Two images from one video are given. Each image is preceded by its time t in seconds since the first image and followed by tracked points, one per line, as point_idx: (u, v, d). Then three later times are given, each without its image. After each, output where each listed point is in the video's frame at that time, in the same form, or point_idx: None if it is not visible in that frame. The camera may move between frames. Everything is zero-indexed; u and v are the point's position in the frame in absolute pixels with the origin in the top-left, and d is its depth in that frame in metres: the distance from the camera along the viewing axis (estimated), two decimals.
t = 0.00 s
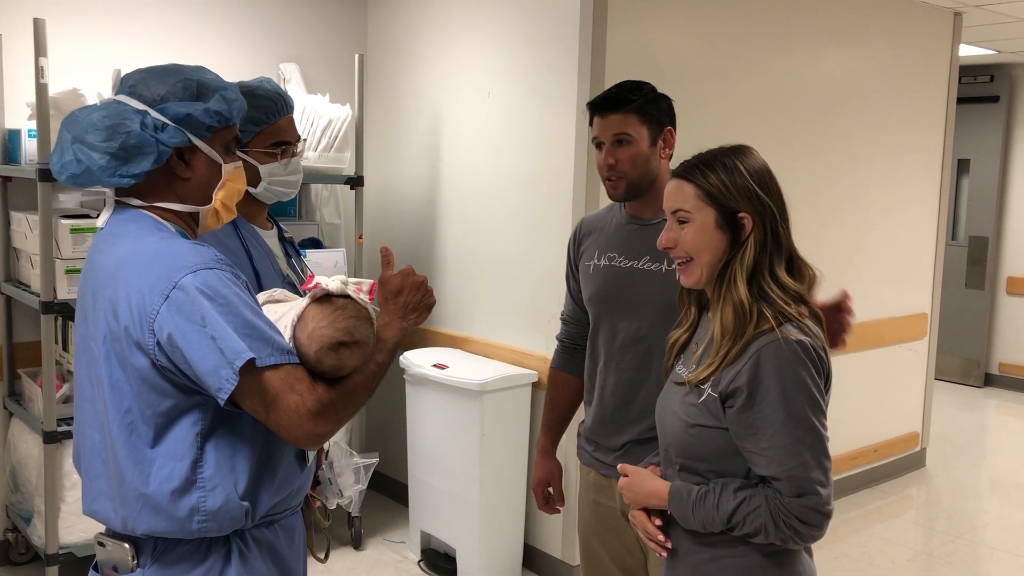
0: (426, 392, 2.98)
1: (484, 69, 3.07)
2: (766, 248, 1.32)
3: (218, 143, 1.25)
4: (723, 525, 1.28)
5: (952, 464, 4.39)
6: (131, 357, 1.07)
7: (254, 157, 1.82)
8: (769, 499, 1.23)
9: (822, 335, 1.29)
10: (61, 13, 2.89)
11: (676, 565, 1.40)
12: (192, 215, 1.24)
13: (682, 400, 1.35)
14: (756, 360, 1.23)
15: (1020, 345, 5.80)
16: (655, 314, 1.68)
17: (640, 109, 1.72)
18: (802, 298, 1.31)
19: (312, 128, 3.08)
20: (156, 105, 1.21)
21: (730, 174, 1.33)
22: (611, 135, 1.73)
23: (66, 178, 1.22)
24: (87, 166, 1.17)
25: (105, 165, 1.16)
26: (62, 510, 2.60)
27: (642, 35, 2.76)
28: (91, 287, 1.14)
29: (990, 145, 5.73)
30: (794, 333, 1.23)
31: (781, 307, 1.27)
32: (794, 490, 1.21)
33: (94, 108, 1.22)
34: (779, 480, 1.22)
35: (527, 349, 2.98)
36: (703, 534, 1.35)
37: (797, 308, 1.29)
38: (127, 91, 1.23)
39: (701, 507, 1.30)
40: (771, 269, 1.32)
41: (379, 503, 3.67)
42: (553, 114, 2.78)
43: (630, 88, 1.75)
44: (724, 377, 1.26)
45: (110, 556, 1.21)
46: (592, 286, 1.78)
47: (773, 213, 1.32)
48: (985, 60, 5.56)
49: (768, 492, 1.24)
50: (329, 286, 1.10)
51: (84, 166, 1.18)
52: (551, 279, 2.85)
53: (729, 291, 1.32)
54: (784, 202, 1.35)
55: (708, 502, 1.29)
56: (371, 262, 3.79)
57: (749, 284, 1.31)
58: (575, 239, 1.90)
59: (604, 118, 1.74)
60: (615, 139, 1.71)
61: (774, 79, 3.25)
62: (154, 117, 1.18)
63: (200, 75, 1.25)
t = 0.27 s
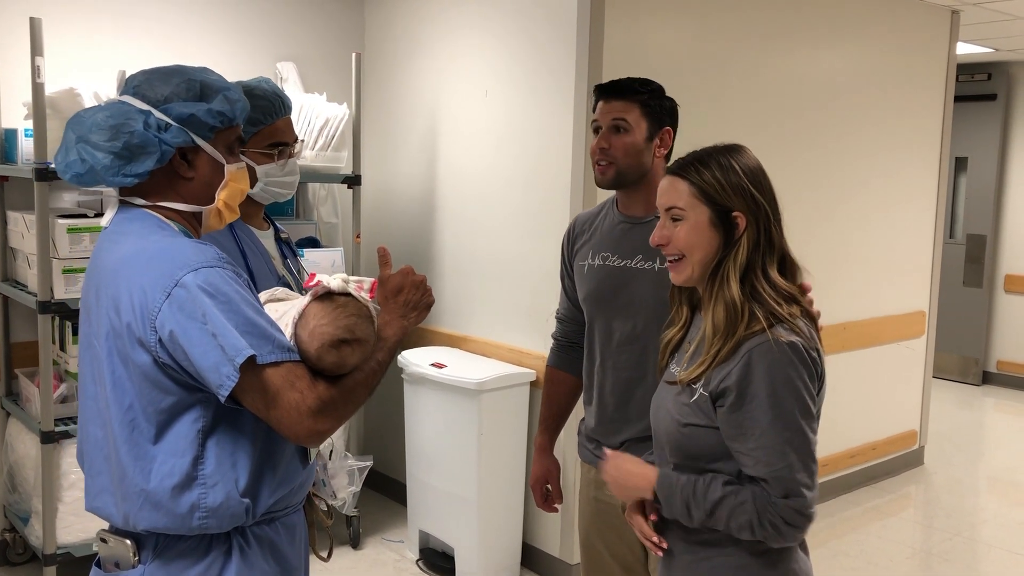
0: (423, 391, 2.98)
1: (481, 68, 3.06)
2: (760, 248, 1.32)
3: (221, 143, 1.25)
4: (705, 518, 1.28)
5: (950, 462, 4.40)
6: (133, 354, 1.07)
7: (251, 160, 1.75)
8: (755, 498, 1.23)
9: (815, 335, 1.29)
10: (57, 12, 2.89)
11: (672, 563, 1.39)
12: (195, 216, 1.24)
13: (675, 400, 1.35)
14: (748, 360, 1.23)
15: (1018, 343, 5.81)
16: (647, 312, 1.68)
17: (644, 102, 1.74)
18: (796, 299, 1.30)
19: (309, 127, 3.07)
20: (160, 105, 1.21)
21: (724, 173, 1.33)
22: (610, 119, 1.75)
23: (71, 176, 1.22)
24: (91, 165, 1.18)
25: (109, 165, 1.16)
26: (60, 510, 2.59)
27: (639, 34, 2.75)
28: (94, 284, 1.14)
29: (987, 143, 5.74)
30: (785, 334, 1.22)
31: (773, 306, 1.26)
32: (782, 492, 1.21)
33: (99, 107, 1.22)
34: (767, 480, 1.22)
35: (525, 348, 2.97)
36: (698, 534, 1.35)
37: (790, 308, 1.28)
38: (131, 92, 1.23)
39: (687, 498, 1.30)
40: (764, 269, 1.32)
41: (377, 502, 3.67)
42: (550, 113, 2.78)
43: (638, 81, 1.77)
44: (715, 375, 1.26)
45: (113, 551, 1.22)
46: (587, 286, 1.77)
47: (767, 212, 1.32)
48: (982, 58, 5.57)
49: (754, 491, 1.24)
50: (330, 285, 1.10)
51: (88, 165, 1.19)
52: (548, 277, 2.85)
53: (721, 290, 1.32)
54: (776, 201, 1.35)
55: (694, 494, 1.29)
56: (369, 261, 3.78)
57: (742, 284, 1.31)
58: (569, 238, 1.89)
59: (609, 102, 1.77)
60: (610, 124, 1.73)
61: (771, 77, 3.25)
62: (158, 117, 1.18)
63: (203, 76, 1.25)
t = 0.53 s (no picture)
0: (421, 389, 2.97)
1: (479, 66, 3.06)
2: (752, 247, 1.30)
3: (222, 142, 1.24)
4: (591, 445, 1.20)
5: (949, 460, 4.40)
6: (135, 348, 1.09)
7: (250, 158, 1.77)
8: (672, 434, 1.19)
9: (805, 331, 1.27)
10: (54, 9, 2.88)
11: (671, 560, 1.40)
12: (198, 214, 1.23)
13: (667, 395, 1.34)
14: (725, 344, 1.22)
15: (1016, 341, 5.81)
16: (650, 311, 1.68)
17: (656, 104, 1.74)
18: (786, 297, 1.28)
19: (307, 125, 3.07)
20: (160, 105, 1.20)
21: (717, 171, 1.30)
22: (620, 120, 1.74)
23: (74, 177, 1.22)
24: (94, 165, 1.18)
25: (110, 164, 1.16)
26: (57, 509, 2.59)
27: (638, 31, 2.75)
28: (98, 280, 1.15)
29: (985, 141, 5.74)
30: (767, 327, 1.21)
31: (762, 303, 1.25)
32: (707, 445, 1.19)
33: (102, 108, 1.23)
34: (693, 427, 1.19)
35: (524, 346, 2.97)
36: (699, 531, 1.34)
37: (779, 304, 1.26)
38: (133, 93, 1.23)
39: (569, 416, 1.20)
40: (757, 269, 1.30)
41: (375, 501, 3.66)
42: (548, 111, 2.77)
43: (649, 81, 1.76)
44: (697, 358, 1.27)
45: (114, 548, 1.21)
46: (592, 285, 1.77)
47: (760, 209, 1.31)
48: (980, 56, 5.58)
49: (674, 435, 1.19)
50: (331, 277, 1.09)
51: (91, 165, 1.19)
52: (547, 276, 2.84)
53: (712, 290, 1.30)
54: (768, 197, 1.33)
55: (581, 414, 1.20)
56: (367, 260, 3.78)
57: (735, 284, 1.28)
58: (574, 237, 1.88)
59: (619, 103, 1.75)
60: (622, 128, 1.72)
61: (770, 75, 3.25)
62: (159, 116, 1.17)
63: (204, 75, 1.24)
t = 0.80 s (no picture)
0: (419, 388, 2.97)
1: (477, 65, 3.06)
2: (732, 248, 1.31)
3: (198, 135, 1.25)
4: (507, 352, 1.15)
5: (946, 459, 4.41)
6: (136, 340, 1.09)
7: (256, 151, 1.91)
8: (611, 341, 1.17)
9: (773, 321, 1.28)
10: (52, 8, 2.87)
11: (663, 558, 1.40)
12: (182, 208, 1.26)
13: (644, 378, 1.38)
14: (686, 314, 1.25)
15: (1014, 341, 5.82)
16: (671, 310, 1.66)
17: (691, 109, 1.68)
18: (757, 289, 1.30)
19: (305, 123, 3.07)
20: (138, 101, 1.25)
21: (703, 171, 1.29)
22: (656, 130, 1.69)
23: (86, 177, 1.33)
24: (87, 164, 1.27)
25: (98, 163, 1.25)
26: (55, 507, 2.58)
27: (637, 30, 2.75)
28: (99, 274, 1.16)
29: (983, 141, 5.75)
30: (726, 307, 1.24)
31: (732, 295, 1.26)
32: (646, 361, 1.17)
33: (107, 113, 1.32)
34: (636, 339, 1.18)
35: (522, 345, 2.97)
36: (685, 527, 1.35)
37: (748, 294, 1.28)
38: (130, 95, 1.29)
39: (485, 324, 1.15)
40: (735, 268, 1.31)
41: (373, 499, 3.66)
42: (547, 110, 2.77)
43: (686, 84, 1.69)
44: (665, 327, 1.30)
45: (114, 541, 1.22)
46: (621, 285, 1.77)
47: (743, 208, 1.31)
48: (979, 56, 5.58)
49: (616, 341, 1.17)
50: (330, 267, 1.10)
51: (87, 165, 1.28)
52: (546, 275, 2.84)
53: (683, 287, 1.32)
54: (752, 196, 1.33)
55: (498, 320, 1.16)
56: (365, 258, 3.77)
57: (707, 282, 1.30)
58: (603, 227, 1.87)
59: (654, 110, 1.70)
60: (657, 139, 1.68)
61: (768, 74, 3.25)
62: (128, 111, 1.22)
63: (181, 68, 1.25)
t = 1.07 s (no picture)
0: (417, 388, 2.97)
1: (476, 64, 3.05)
2: (720, 250, 1.30)
3: (196, 133, 1.25)
4: (495, 358, 1.14)
5: (945, 459, 4.41)
6: (137, 338, 1.09)
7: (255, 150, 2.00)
8: (599, 341, 1.18)
9: (760, 323, 1.28)
10: (52, 6, 2.86)
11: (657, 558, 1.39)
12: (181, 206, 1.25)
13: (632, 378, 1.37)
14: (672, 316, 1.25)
15: (1013, 341, 5.82)
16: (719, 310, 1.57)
17: (727, 113, 1.62)
18: (745, 291, 1.29)
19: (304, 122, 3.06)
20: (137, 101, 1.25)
21: (691, 174, 1.29)
22: (689, 133, 1.63)
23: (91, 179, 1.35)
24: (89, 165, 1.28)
25: (99, 163, 1.26)
26: (52, 506, 2.57)
27: (637, 30, 2.75)
28: (100, 272, 1.16)
29: (983, 141, 5.75)
30: (710, 309, 1.24)
31: (718, 295, 1.26)
32: (635, 360, 1.18)
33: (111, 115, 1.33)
34: (624, 339, 1.19)
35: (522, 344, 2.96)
36: (676, 528, 1.34)
37: (735, 296, 1.27)
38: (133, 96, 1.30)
39: (472, 329, 1.13)
40: (722, 270, 1.31)
41: (372, 499, 3.66)
42: (546, 110, 2.77)
43: (723, 86, 1.62)
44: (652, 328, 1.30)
45: (114, 539, 1.22)
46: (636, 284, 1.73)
47: (731, 210, 1.30)
48: (978, 56, 5.58)
49: (604, 342, 1.18)
50: (325, 268, 1.11)
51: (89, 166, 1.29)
52: (545, 274, 2.84)
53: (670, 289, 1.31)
54: (742, 197, 1.33)
55: (484, 325, 1.15)
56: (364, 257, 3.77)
57: (692, 284, 1.30)
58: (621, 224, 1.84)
59: (688, 112, 1.63)
60: (690, 140, 1.61)
61: (768, 74, 3.25)
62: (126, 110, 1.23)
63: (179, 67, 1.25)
